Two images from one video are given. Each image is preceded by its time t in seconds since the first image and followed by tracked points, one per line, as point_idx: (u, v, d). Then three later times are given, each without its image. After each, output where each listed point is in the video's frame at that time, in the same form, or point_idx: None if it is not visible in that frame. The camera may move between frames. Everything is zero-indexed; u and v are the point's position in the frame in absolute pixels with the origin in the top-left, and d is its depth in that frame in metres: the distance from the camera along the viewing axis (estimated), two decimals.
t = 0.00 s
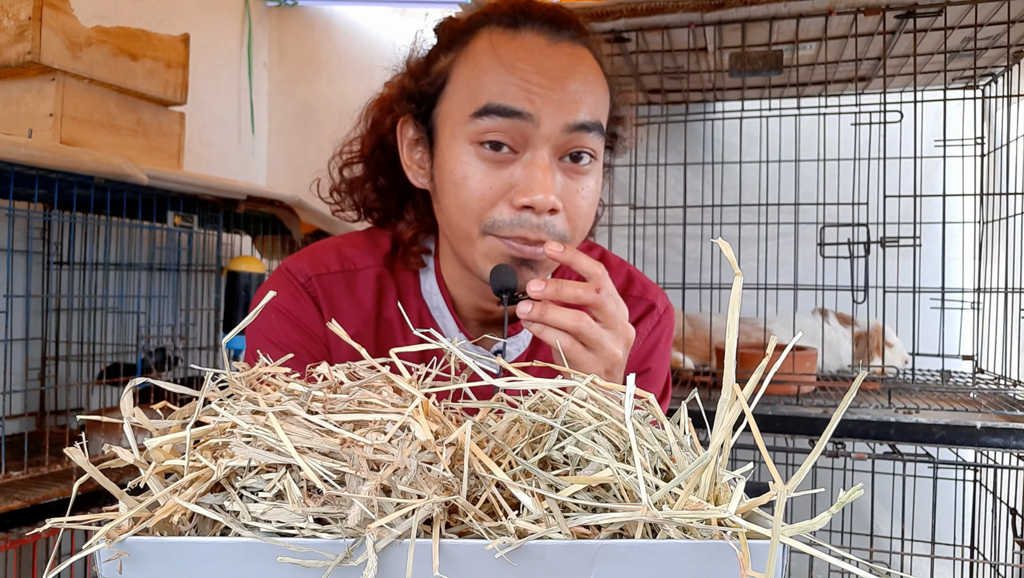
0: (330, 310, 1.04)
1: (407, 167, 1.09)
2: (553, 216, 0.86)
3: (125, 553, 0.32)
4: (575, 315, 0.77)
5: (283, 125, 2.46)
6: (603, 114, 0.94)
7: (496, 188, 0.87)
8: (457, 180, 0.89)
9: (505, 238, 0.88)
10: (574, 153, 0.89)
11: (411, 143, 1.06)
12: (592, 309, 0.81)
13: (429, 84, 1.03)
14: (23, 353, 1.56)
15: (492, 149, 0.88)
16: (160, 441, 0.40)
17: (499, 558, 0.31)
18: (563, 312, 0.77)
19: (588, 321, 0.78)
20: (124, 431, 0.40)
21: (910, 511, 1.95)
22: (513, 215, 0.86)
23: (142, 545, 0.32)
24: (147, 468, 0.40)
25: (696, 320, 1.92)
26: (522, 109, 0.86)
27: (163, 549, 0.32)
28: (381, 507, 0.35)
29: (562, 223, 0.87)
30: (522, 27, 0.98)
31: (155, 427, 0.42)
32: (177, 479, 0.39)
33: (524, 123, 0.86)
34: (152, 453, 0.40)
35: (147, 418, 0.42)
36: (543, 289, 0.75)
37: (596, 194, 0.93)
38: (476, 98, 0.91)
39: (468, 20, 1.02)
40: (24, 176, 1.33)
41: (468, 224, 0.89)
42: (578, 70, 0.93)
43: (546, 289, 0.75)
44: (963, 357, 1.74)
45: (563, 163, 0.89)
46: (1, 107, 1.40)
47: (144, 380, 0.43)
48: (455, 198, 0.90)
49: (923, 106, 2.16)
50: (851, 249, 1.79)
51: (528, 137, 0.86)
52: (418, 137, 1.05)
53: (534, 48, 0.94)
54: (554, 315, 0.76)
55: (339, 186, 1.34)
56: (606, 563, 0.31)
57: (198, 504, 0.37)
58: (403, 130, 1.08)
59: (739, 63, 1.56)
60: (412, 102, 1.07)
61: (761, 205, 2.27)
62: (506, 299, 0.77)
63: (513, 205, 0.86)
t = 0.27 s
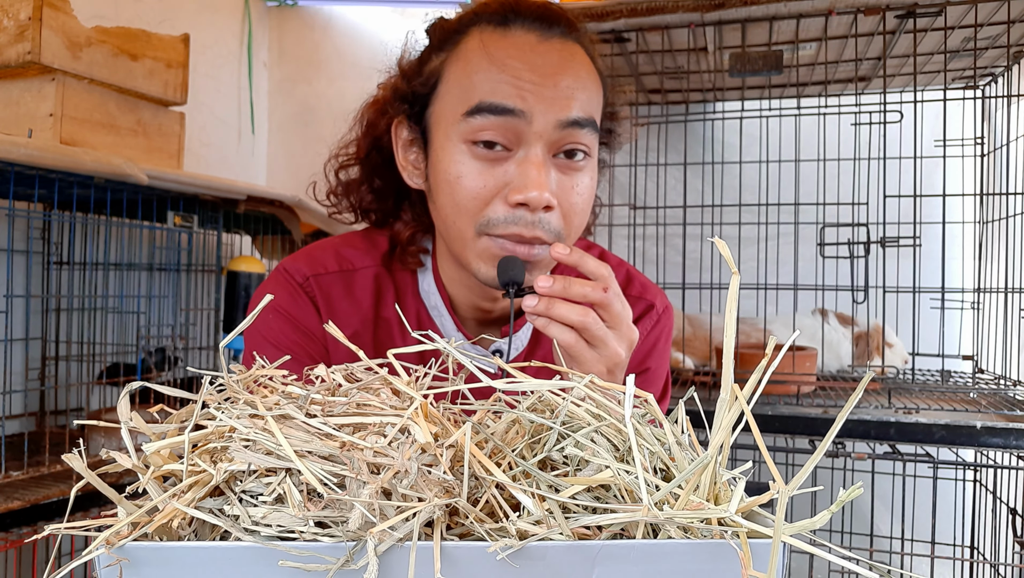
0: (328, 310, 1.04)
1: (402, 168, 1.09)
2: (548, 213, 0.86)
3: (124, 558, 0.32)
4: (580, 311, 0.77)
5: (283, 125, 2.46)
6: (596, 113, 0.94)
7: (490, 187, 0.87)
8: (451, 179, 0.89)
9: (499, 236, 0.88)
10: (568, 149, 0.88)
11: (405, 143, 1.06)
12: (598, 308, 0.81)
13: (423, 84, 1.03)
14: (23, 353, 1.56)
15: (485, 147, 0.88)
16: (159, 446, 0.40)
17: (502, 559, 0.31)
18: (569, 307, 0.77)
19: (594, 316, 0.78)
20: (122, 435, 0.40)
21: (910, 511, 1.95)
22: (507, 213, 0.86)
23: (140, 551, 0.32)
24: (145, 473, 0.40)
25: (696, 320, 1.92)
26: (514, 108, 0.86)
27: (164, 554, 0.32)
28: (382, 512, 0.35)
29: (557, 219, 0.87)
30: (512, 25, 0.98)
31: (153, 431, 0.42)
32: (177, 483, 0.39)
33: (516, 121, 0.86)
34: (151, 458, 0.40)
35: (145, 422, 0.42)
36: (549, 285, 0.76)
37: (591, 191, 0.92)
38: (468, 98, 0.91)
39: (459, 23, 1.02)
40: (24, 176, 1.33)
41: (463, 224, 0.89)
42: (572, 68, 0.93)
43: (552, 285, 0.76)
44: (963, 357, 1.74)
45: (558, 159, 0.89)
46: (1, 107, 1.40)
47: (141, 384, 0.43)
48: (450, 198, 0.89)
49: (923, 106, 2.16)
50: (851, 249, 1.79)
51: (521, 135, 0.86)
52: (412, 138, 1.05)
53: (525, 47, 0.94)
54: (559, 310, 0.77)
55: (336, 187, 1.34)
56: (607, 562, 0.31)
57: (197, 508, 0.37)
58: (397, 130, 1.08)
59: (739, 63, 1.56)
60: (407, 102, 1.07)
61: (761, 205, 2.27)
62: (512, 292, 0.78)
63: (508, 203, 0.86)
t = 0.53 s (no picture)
0: (327, 310, 1.04)
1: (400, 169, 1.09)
2: (549, 213, 0.86)
3: (146, 550, 0.32)
4: (581, 311, 0.77)
5: (283, 125, 2.46)
6: (596, 113, 0.94)
7: (490, 187, 0.87)
8: (451, 180, 0.89)
9: (502, 236, 0.88)
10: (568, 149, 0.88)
11: (404, 144, 1.06)
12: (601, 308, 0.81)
13: (422, 84, 1.03)
14: (23, 353, 1.56)
15: (485, 148, 0.88)
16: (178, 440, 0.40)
17: (522, 551, 0.31)
18: (570, 307, 0.77)
19: (595, 318, 0.77)
20: (142, 430, 0.39)
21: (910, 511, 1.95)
22: (508, 214, 0.87)
23: (161, 543, 0.32)
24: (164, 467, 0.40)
25: (696, 320, 1.92)
26: (514, 109, 0.86)
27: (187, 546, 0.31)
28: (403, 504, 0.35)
29: (559, 219, 0.88)
30: (511, 25, 0.98)
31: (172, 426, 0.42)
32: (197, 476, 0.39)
33: (516, 123, 0.86)
34: (171, 452, 0.40)
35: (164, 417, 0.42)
36: (554, 282, 0.76)
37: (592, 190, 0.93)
38: (468, 98, 0.91)
39: (456, 22, 1.01)
40: (25, 176, 1.32)
41: (462, 224, 0.89)
42: (571, 68, 0.93)
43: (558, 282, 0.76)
44: (963, 357, 1.74)
45: (558, 159, 0.89)
46: (1, 108, 1.40)
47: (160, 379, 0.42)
48: (450, 198, 0.89)
49: (923, 106, 2.16)
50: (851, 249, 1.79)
51: (522, 136, 0.86)
52: (410, 140, 1.05)
53: (524, 47, 0.94)
54: (561, 308, 0.76)
55: (334, 188, 1.34)
56: (624, 555, 0.31)
57: (216, 501, 0.37)
58: (395, 131, 1.08)
59: (739, 63, 1.56)
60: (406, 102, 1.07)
61: (761, 205, 2.27)
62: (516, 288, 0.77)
63: (509, 203, 0.86)
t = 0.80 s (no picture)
0: (325, 311, 1.04)
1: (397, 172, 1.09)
2: (548, 218, 0.86)
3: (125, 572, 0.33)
4: (576, 313, 0.77)
5: (283, 125, 2.46)
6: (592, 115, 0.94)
7: (489, 193, 0.87)
8: (450, 185, 0.89)
9: (502, 243, 0.87)
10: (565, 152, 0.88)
11: (400, 146, 1.06)
12: (597, 311, 0.81)
13: (418, 86, 1.03)
14: (23, 352, 1.56)
15: (482, 152, 0.88)
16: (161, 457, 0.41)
17: (509, 568, 0.31)
18: (565, 309, 0.77)
19: (590, 320, 0.78)
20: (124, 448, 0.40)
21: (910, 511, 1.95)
22: (508, 220, 0.86)
23: (141, 565, 0.32)
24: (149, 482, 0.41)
25: (696, 320, 1.92)
26: (511, 112, 0.86)
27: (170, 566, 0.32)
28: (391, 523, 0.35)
29: (556, 224, 0.87)
30: (507, 27, 0.98)
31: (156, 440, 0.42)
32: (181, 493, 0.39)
33: (514, 127, 0.86)
34: (154, 469, 0.41)
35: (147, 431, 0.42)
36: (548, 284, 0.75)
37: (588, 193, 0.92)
38: (465, 101, 0.91)
39: (453, 22, 1.02)
40: (24, 176, 1.33)
41: (462, 230, 0.89)
42: (567, 69, 0.93)
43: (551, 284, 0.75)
44: (963, 357, 1.74)
45: (554, 162, 0.89)
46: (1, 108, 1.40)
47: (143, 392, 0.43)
48: (449, 203, 0.90)
49: (923, 106, 2.16)
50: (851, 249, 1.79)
51: (519, 140, 0.86)
52: (406, 142, 1.05)
53: (521, 48, 0.94)
54: (555, 311, 0.76)
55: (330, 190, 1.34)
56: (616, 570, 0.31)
57: (201, 520, 0.38)
58: (391, 134, 1.08)
59: (739, 63, 1.56)
60: (402, 104, 1.07)
61: (761, 204, 2.26)
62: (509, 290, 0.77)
63: (507, 209, 0.86)
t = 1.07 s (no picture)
0: (320, 312, 1.04)
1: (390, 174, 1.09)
2: (544, 218, 0.86)
3: (120, 567, 0.32)
4: (570, 317, 0.76)
5: (283, 125, 2.46)
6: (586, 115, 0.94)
7: (484, 196, 0.87)
8: (445, 188, 0.89)
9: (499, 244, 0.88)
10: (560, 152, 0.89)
11: (393, 148, 1.06)
12: (591, 314, 0.81)
13: (411, 87, 1.03)
14: (23, 352, 1.56)
15: (477, 155, 0.88)
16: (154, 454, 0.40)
17: (503, 564, 0.31)
18: (558, 313, 0.77)
19: (583, 323, 0.77)
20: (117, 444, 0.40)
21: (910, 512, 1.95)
22: (504, 222, 0.86)
23: (134, 561, 0.32)
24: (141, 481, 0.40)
25: (696, 320, 1.92)
26: (506, 114, 0.86)
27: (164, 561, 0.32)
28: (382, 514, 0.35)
29: (553, 223, 0.87)
30: (501, 29, 0.98)
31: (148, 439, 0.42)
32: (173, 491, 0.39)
33: (509, 127, 0.86)
34: (146, 466, 0.40)
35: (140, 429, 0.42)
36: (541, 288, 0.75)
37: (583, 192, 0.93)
38: (458, 103, 0.91)
39: (445, 24, 1.02)
40: (24, 176, 1.33)
41: (458, 233, 0.89)
42: (561, 70, 0.93)
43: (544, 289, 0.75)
44: (963, 357, 1.74)
45: (549, 163, 0.89)
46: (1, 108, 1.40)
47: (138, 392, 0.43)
48: (444, 205, 0.90)
49: (923, 106, 2.16)
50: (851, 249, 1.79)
51: (514, 142, 0.86)
52: (399, 144, 1.05)
53: (515, 50, 0.94)
54: (548, 315, 0.76)
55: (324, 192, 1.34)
56: (611, 565, 0.31)
57: (194, 516, 0.37)
58: (385, 135, 1.08)
59: (739, 63, 1.56)
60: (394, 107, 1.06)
61: (761, 205, 2.26)
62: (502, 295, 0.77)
63: (503, 211, 0.86)
